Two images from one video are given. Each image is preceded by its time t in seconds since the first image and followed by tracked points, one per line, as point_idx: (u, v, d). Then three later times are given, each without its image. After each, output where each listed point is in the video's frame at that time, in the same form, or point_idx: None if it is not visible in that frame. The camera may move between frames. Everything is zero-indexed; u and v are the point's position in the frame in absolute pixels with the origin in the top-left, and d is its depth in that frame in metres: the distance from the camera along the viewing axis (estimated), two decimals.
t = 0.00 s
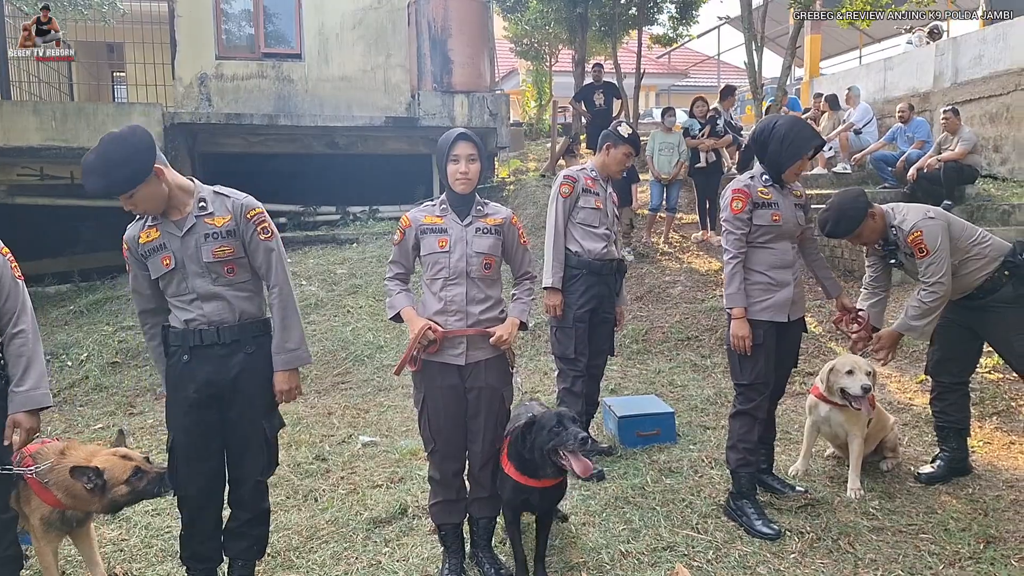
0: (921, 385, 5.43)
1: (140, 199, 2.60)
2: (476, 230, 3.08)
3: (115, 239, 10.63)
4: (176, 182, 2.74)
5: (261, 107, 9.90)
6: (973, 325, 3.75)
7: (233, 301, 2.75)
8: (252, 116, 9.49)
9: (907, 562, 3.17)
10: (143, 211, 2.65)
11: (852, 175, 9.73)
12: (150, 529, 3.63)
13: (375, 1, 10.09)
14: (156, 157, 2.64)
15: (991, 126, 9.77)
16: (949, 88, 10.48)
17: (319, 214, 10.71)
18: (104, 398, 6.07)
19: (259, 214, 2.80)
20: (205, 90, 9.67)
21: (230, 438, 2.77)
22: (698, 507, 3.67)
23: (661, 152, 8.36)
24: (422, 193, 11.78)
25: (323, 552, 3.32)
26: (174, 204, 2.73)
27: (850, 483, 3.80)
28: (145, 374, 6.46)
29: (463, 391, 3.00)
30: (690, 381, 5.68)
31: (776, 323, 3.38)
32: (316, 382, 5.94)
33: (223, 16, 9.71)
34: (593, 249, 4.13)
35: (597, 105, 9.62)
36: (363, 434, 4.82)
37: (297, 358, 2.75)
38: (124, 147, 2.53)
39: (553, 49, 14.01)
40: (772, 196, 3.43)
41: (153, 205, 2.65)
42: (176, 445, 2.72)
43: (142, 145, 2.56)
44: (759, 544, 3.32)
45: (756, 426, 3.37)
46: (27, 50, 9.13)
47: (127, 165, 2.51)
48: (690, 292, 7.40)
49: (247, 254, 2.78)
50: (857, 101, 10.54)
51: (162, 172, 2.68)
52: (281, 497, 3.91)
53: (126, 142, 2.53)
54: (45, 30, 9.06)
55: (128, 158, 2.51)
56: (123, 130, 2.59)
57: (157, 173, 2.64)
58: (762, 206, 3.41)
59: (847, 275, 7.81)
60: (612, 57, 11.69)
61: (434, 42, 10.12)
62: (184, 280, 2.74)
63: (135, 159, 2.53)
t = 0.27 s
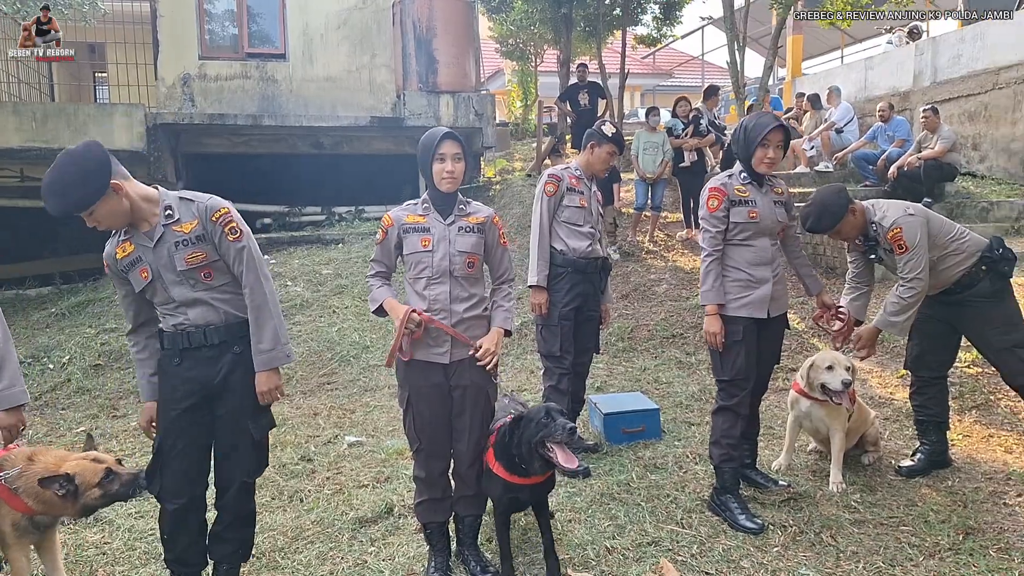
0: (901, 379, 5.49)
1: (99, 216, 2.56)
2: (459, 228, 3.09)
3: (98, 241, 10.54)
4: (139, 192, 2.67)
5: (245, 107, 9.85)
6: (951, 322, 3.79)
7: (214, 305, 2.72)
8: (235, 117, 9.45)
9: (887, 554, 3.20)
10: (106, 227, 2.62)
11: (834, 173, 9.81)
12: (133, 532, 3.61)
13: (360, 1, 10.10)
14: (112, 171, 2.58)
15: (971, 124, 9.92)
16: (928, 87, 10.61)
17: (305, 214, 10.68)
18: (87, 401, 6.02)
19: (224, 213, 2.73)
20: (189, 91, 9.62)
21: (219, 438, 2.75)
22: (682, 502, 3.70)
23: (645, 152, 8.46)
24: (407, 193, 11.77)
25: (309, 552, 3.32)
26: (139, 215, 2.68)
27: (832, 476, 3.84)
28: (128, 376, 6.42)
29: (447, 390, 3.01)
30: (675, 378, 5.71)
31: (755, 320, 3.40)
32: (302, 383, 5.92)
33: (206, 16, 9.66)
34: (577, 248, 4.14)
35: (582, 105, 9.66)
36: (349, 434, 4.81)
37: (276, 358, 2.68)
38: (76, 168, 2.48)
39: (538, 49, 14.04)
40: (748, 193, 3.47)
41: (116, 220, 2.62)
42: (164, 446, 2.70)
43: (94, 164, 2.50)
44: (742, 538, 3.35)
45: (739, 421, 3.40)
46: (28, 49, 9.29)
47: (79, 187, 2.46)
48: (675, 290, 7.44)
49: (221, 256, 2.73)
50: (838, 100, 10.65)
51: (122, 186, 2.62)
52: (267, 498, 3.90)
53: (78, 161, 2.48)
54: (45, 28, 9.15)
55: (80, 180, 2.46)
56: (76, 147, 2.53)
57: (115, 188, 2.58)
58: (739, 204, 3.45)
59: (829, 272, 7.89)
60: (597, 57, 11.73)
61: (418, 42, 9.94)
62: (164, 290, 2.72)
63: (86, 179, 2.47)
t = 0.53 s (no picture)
0: (888, 377, 5.54)
1: (65, 255, 2.52)
2: (444, 230, 3.11)
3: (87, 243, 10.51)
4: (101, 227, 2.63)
5: (235, 108, 9.85)
6: (934, 318, 3.83)
7: (205, 316, 2.75)
8: (225, 118, 9.45)
9: (872, 551, 3.24)
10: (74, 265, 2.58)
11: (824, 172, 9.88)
12: (122, 533, 3.62)
13: (350, 2, 10.06)
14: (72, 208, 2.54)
15: (958, 124, 10.00)
16: (916, 87, 10.67)
17: (295, 215, 10.69)
18: (75, 403, 6.02)
19: (186, 223, 2.71)
20: (178, 92, 9.61)
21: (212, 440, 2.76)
22: (669, 500, 3.73)
23: (635, 152, 8.48)
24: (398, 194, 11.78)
25: (297, 553, 3.34)
26: (107, 247, 2.64)
27: (818, 475, 3.88)
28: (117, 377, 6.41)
29: (433, 389, 3.04)
30: (663, 377, 5.75)
31: (740, 319, 3.43)
32: (292, 384, 5.93)
33: (195, 17, 9.66)
34: (564, 248, 4.17)
35: (572, 105, 9.70)
36: (338, 434, 4.83)
37: (267, 357, 2.71)
38: (34, 210, 2.43)
39: (528, 49, 14.06)
40: (732, 193, 3.51)
41: (84, 256, 2.58)
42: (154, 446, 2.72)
43: (53, 205, 2.45)
44: (729, 536, 3.38)
45: (725, 420, 3.43)
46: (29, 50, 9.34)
47: (41, 228, 2.42)
48: (665, 289, 7.48)
49: (196, 267, 2.74)
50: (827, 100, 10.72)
51: (84, 222, 2.57)
52: (256, 499, 3.92)
53: (36, 203, 2.43)
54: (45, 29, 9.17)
55: (41, 222, 2.42)
56: (32, 191, 2.48)
57: (78, 226, 2.54)
58: (722, 203, 3.49)
59: (818, 271, 7.95)
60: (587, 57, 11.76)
61: (409, 43, 10.07)
62: (153, 311, 2.73)
63: (47, 220, 2.43)
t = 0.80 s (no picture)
0: (882, 377, 5.56)
1: (54, 250, 2.55)
2: (435, 230, 3.13)
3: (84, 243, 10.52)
4: (89, 222, 2.66)
5: (232, 108, 9.86)
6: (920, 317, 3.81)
7: (192, 314, 2.76)
8: (222, 119, 9.47)
9: (864, 551, 3.26)
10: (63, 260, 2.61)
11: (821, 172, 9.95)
12: (118, 532, 3.64)
13: (346, 2, 10.11)
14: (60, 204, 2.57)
15: (955, 123, 10.02)
16: (913, 86, 10.68)
17: (292, 215, 10.72)
18: (72, 403, 6.04)
19: (175, 222, 2.74)
20: (175, 93, 9.62)
21: (203, 439, 2.78)
22: (662, 500, 3.75)
23: (632, 152, 8.51)
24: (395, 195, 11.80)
25: (291, 552, 3.36)
26: (96, 242, 2.67)
27: (811, 474, 3.90)
28: (114, 378, 6.43)
29: (426, 389, 3.06)
30: (658, 377, 5.77)
31: (731, 319, 3.46)
32: (288, 384, 5.95)
33: (192, 18, 9.67)
34: (559, 248, 4.19)
35: (568, 106, 9.72)
36: (333, 435, 4.85)
37: (253, 355, 2.73)
38: (22, 207, 2.47)
39: (526, 50, 14.07)
40: (724, 193, 3.53)
41: (73, 251, 2.61)
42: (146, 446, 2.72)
43: (38, 201, 2.48)
44: (721, 535, 3.40)
45: (719, 420, 3.45)
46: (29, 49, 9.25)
47: (27, 224, 2.45)
48: (660, 289, 7.51)
49: (184, 265, 2.75)
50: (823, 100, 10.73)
51: (72, 217, 2.61)
52: (251, 499, 3.94)
53: (23, 200, 2.47)
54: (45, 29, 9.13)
55: (27, 218, 2.45)
56: (19, 187, 2.52)
57: (65, 220, 2.57)
58: (713, 203, 3.51)
59: (814, 271, 7.97)
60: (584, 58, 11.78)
61: (405, 43, 9.92)
62: (139, 308, 2.75)
63: (33, 217, 2.46)
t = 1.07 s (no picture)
0: (880, 377, 5.57)
1: (46, 259, 2.55)
2: (432, 230, 3.14)
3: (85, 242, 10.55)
4: (79, 230, 2.65)
5: (232, 108, 9.88)
6: (922, 317, 3.80)
7: (187, 315, 2.78)
8: (223, 118, 9.49)
9: (859, 551, 3.27)
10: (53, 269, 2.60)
11: (821, 172, 10.00)
12: (115, 529, 3.66)
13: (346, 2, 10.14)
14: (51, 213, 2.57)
15: (955, 123, 10.01)
16: (914, 86, 10.68)
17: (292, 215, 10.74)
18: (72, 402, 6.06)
19: (165, 225, 2.74)
20: (176, 93, 9.65)
21: (202, 435, 2.81)
22: (658, 499, 3.76)
23: (629, 152, 8.44)
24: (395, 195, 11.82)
25: (287, 550, 3.37)
26: (87, 249, 2.66)
27: (806, 474, 3.91)
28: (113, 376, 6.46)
29: (423, 388, 3.07)
30: (656, 376, 5.78)
31: (725, 318, 3.46)
32: (286, 383, 5.97)
33: (192, 18, 9.70)
34: (555, 247, 4.21)
35: (568, 105, 9.74)
36: (331, 433, 4.87)
37: (249, 354, 2.75)
38: (15, 212, 2.45)
39: (526, 50, 14.08)
40: (718, 193, 3.54)
41: (64, 260, 2.60)
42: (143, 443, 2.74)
43: (28, 212, 2.47)
44: (716, 534, 3.41)
45: (715, 419, 3.46)
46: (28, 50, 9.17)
47: (17, 234, 2.44)
48: (659, 289, 7.52)
49: (176, 267, 2.76)
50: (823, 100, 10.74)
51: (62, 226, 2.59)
52: (248, 497, 3.95)
53: (13, 210, 2.45)
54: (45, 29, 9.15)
55: (18, 229, 2.44)
56: (8, 195, 2.49)
57: (57, 229, 2.57)
58: (707, 203, 3.53)
59: (813, 271, 7.97)
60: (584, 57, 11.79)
61: (405, 43, 9.97)
62: (134, 311, 2.77)
63: (24, 227, 2.45)
